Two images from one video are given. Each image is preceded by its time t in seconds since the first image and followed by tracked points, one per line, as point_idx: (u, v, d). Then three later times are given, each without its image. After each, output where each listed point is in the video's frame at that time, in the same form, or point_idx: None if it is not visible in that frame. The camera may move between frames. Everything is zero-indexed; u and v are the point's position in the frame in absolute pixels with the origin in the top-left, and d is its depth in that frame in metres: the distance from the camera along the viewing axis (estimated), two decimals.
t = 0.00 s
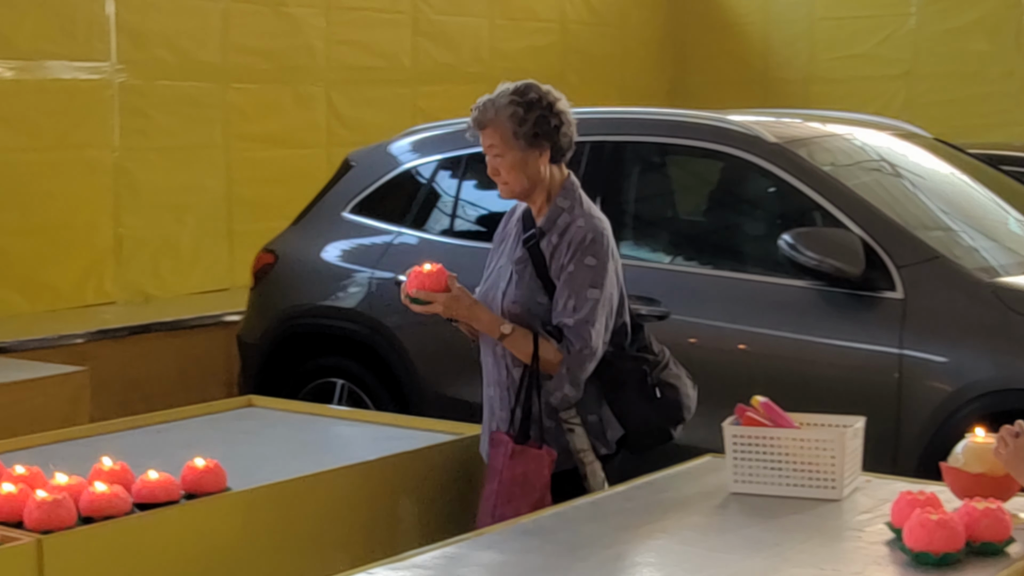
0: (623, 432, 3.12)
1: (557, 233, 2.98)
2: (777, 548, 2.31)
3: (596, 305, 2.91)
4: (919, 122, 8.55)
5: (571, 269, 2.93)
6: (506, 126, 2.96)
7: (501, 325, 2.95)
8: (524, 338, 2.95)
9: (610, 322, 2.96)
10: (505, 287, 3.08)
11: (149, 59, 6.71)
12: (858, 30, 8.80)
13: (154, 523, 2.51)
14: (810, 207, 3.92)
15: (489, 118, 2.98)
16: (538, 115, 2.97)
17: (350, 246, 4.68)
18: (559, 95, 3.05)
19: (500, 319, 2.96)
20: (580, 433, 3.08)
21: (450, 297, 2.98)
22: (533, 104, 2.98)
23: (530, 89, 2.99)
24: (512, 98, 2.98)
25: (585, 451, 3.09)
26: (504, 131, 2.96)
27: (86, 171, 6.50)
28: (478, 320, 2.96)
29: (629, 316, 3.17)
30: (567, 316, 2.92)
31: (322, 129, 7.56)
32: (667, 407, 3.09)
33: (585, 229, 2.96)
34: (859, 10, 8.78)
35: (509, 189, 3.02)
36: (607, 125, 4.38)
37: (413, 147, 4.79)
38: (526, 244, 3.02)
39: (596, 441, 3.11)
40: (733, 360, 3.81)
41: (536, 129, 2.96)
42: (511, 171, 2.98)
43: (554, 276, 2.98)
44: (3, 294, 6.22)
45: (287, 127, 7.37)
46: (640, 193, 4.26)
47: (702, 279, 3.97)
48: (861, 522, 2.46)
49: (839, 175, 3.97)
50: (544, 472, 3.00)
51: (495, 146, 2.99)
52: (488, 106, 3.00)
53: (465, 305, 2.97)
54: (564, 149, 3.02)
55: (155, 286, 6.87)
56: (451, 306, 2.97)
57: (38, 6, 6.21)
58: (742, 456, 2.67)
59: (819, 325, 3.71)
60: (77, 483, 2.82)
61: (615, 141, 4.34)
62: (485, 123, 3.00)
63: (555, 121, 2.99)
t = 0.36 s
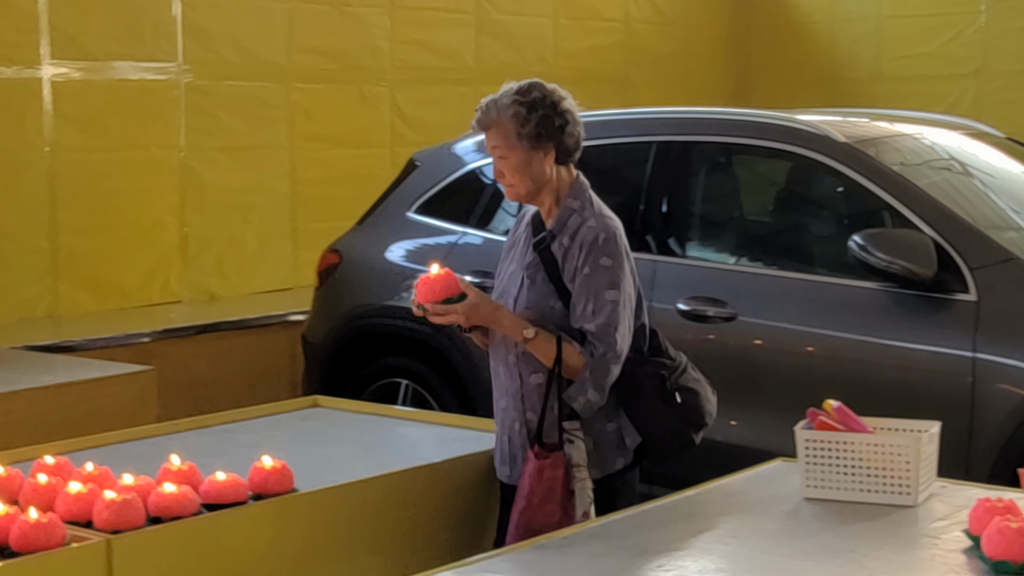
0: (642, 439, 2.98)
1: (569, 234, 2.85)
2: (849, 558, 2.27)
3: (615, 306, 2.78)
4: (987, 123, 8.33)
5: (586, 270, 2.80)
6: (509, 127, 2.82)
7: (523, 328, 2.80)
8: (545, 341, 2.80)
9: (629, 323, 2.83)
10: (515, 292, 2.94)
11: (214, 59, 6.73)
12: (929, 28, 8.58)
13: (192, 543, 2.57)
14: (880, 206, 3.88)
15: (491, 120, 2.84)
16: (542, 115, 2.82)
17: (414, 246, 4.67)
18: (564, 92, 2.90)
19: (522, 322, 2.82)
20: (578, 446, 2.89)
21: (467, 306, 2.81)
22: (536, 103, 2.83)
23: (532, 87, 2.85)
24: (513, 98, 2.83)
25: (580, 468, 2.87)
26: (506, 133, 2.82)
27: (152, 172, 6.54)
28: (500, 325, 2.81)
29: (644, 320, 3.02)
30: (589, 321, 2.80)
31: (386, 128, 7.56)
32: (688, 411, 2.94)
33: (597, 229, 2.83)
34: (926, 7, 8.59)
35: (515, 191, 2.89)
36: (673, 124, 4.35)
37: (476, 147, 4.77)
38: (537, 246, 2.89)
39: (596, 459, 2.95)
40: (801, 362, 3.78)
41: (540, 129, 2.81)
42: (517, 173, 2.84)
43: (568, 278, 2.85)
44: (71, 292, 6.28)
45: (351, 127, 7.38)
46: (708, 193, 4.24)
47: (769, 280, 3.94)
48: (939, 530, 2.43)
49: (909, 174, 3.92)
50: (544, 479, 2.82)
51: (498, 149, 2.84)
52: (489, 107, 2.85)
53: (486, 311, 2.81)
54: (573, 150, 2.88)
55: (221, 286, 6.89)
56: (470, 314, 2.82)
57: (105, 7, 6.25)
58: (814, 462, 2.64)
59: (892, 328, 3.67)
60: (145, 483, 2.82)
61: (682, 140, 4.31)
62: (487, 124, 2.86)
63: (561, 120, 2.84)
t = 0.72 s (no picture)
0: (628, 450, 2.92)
1: (549, 239, 2.82)
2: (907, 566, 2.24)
3: (597, 307, 2.73)
4: None
5: (567, 273, 2.76)
6: (482, 132, 2.79)
7: (505, 335, 2.71)
8: (528, 350, 2.72)
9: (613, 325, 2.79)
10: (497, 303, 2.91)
11: (263, 60, 6.74)
12: (977, 30, 8.51)
13: (241, 539, 2.61)
14: (931, 208, 3.84)
15: (465, 125, 2.81)
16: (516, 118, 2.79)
17: (462, 247, 4.66)
18: (540, 96, 2.87)
19: (503, 327, 2.73)
20: (565, 454, 2.86)
21: (447, 316, 2.71)
22: (510, 107, 2.80)
23: (505, 91, 2.82)
24: (486, 103, 2.80)
25: (568, 476, 2.86)
26: (480, 137, 2.79)
27: (200, 172, 6.56)
28: (482, 332, 2.71)
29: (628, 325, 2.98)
30: (572, 324, 2.74)
31: (432, 129, 7.56)
32: (675, 416, 2.89)
33: (575, 231, 2.80)
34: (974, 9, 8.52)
35: (493, 198, 2.85)
36: (724, 125, 4.32)
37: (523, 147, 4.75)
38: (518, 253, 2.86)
39: (582, 470, 2.88)
40: (849, 365, 3.76)
41: (513, 133, 2.77)
42: (492, 179, 2.81)
43: (548, 284, 2.81)
44: (120, 293, 6.29)
45: (397, 128, 7.38)
46: (759, 195, 4.21)
47: (820, 283, 3.91)
48: (1000, 536, 2.40)
49: (962, 175, 3.88)
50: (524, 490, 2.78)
51: (473, 154, 2.81)
52: (463, 113, 2.82)
53: (466, 321, 2.71)
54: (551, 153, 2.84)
55: (268, 287, 6.91)
56: (449, 325, 2.71)
57: (154, 8, 6.27)
58: (871, 467, 2.62)
59: (941, 332, 3.64)
60: (197, 484, 2.80)
61: (732, 142, 4.28)
62: (462, 131, 2.83)
63: (537, 123, 2.81)
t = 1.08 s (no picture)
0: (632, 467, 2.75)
1: (550, 243, 2.69)
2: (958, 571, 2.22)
3: (594, 314, 2.60)
4: None
5: (565, 278, 2.64)
6: (476, 135, 2.67)
7: (500, 341, 2.62)
8: (524, 356, 2.63)
9: (614, 333, 2.65)
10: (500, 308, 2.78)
11: (301, 59, 6.75)
12: (1016, 30, 8.48)
13: (288, 540, 2.60)
14: (973, 208, 3.81)
15: (461, 131, 2.70)
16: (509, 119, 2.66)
17: (500, 246, 4.64)
18: (540, 95, 2.74)
19: (499, 333, 2.63)
20: (554, 468, 2.73)
21: (439, 320, 2.63)
22: (505, 109, 2.68)
23: (500, 92, 2.69)
24: (480, 105, 2.69)
25: (556, 492, 2.73)
26: (474, 141, 2.68)
27: (237, 172, 6.56)
28: (476, 337, 2.62)
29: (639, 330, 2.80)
30: (569, 332, 2.62)
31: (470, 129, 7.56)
32: (681, 433, 2.73)
33: (575, 234, 2.66)
34: (1014, 9, 8.48)
35: (495, 203, 2.73)
36: (766, 125, 4.30)
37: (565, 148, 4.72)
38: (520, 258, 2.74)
39: (577, 485, 2.75)
40: (886, 365, 3.74)
41: (506, 134, 2.65)
42: (490, 183, 2.69)
43: (549, 289, 2.69)
44: (158, 293, 6.30)
45: (434, 127, 7.38)
46: (800, 195, 4.19)
47: (860, 284, 3.88)
48: None
49: (1005, 175, 3.85)
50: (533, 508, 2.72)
51: (470, 158, 2.70)
52: (459, 117, 2.71)
53: (460, 325, 2.63)
54: (552, 153, 2.70)
55: (305, 287, 6.92)
56: (443, 329, 2.63)
57: (194, 7, 6.28)
58: (917, 469, 2.59)
59: (980, 333, 3.61)
60: (241, 483, 2.78)
61: (774, 142, 4.26)
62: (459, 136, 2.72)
63: (534, 123, 2.68)
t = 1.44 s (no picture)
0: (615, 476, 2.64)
1: (520, 249, 2.58)
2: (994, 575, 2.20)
3: (569, 317, 2.51)
4: None
5: (535, 284, 2.54)
6: (440, 148, 2.60)
7: (481, 352, 2.54)
8: (505, 366, 2.54)
9: (593, 335, 2.55)
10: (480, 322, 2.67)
11: (328, 58, 6.75)
12: None
13: (319, 540, 2.60)
14: (1004, 207, 3.78)
15: (426, 145, 2.64)
16: (469, 130, 2.58)
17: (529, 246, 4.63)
18: (506, 102, 2.65)
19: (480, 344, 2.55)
20: (555, 477, 2.62)
21: (416, 334, 2.58)
22: (468, 120, 2.60)
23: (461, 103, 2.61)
24: (445, 118, 2.61)
25: (559, 501, 2.62)
26: (438, 154, 2.60)
27: (265, 170, 6.57)
28: (456, 351, 2.55)
29: (619, 334, 2.68)
30: (546, 338, 2.52)
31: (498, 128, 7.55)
32: (665, 435, 2.62)
33: (543, 238, 2.56)
34: None
35: (467, 215, 2.66)
36: (796, 124, 4.27)
37: (593, 148, 4.70)
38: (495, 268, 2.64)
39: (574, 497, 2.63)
40: (915, 366, 3.70)
41: (467, 145, 2.57)
42: (457, 196, 2.62)
43: (520, 298, 2.59)
44: (185, 291, 6.31)
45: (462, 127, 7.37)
46: (831, 195, 4.17)
47: (890, 283, 3.85)
48: None
49: None
50: (521, 518, 2.60)
51: (437, 172, 2.63)
52: (424, 131, 2.65)
53: (438, 338, 2.57)
54: (517, 162, 2.60)
55: (332, 286, 6.92)
56: (422, 343, 2.58)
57: (222, 6, 6.28)
58: (950, 471, 2.57)
59: (1011, 334, 3.57)
60: (271, 483, 2.77)
61: (804, 142, 4.23)
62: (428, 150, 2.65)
63: (494, 131, 2.59)
